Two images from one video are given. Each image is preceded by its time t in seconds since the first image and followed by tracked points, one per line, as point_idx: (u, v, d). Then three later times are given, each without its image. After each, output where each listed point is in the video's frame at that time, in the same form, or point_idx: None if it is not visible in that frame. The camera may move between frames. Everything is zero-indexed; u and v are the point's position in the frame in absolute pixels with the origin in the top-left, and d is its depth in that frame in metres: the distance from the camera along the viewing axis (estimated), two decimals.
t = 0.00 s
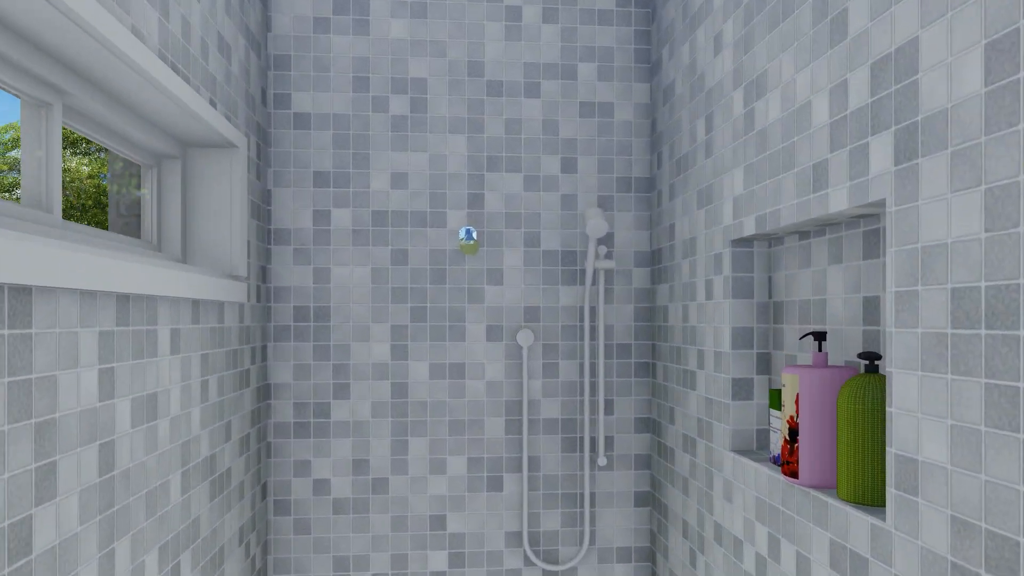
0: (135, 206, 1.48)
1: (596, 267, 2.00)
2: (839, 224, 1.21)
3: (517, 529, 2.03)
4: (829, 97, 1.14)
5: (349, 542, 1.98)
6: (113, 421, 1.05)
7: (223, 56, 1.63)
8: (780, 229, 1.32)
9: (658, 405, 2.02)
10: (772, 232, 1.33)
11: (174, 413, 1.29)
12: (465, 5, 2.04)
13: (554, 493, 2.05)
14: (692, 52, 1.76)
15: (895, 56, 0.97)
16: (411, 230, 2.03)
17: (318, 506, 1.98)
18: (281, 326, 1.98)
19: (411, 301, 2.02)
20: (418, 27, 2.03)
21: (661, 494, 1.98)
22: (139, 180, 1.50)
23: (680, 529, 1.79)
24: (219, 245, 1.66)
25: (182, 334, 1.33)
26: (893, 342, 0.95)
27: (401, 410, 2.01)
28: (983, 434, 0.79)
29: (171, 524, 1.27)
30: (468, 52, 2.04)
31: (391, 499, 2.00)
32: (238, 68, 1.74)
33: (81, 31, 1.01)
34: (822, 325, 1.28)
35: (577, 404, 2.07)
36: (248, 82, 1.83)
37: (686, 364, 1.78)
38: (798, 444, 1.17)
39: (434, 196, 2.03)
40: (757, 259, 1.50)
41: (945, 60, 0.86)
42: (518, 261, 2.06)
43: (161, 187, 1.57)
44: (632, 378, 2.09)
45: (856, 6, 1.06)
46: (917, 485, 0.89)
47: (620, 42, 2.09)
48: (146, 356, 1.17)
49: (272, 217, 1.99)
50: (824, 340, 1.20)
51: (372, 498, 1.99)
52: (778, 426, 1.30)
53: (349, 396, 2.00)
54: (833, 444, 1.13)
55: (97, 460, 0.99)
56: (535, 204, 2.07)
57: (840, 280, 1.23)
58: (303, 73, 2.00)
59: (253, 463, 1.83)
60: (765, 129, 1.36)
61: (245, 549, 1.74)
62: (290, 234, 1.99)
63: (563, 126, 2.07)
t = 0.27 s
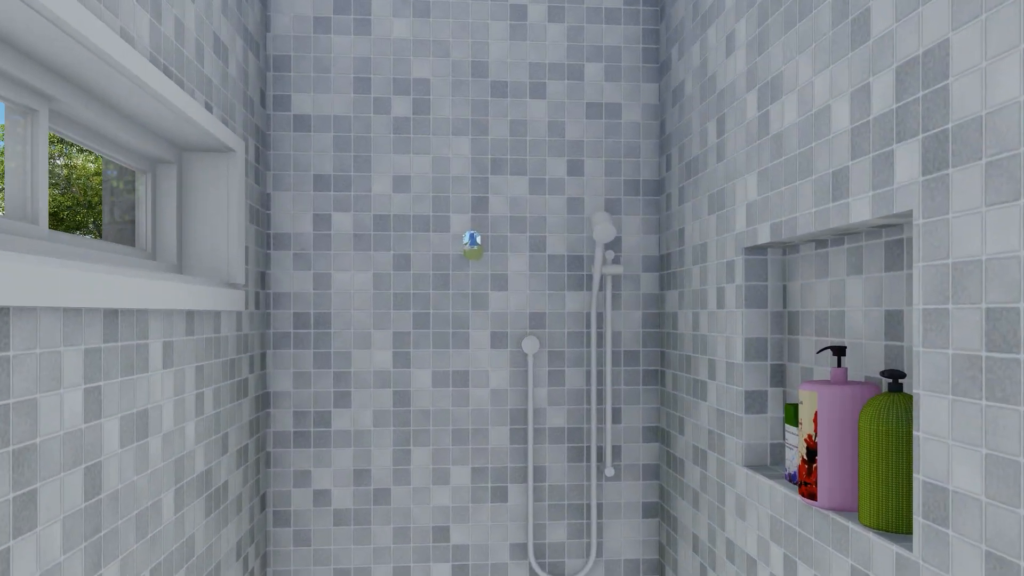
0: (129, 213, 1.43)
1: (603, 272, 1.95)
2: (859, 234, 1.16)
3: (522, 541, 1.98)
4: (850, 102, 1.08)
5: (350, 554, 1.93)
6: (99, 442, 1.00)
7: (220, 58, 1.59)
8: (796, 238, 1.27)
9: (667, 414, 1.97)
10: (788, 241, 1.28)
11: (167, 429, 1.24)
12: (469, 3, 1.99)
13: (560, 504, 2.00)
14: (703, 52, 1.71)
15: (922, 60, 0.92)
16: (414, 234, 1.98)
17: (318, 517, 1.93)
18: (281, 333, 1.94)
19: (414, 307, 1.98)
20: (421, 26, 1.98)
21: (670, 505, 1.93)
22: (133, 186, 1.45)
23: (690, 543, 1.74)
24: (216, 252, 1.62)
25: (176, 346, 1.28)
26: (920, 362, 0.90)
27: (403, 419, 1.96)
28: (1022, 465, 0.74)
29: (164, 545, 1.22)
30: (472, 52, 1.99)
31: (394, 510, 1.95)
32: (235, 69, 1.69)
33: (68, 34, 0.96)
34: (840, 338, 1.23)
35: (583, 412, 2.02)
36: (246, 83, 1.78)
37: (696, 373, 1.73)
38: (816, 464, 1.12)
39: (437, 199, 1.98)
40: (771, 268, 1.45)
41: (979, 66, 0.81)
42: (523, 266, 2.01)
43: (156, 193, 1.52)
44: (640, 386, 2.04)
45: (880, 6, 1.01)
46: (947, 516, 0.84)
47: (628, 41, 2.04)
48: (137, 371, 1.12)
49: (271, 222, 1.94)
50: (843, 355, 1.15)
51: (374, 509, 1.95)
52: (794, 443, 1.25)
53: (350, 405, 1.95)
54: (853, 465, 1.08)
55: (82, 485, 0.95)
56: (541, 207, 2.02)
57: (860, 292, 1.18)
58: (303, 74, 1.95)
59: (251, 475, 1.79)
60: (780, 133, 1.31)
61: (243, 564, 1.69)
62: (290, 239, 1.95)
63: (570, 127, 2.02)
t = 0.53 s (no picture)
0: (126, 216, 1.41)
1: (606, 275, 1.93)
2: (868, 238, 1.14)
3: (524, 546, 1.96)
4: (859, 104, 1.06)
5: (350, 560, 1.91)
6: (93, 452, 0.98)
7: (219, 59, 1.56)
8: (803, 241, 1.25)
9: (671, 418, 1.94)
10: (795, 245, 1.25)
11: (164, 437, 1.22)
12: (470, 2, 1.97)
13: (562, 509, 1.98)
14: (707, 52, 1.69)
15: (935, 61, 0.90)
16: (415, 236, 1.96)
17: (318, 522, 1.91)
18: (280, 336, 1.92)
19: (415, 310, 1.96)
20: (422, 26, 1.96)
21: (674, 510, 1.91)
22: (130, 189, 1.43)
23: (694, 549, 1.72)
24: (214, 255, 1.59)
25: (172, 352, 1.26)
26: (933, 372, 0.88)
27: (404, 423, 1.94)
28: None
29: (160, 554, 1.20)
30: (473, 52, 1.97)
31: (394, 515, 1.93)
32: (234, 70, 1.67)
33: (60, 36, 0.93)
34: (848, 344, 1.21)
35: (586, 416, 2.00)
36: (245, 84, 1.76)
37: (701, 378, 1.71)
38: (824, 473, 1.10)
39: (439, 201, 1.96)
40: (777, 272, 1.43)
41: (995, 68, 0.79)
42: (525, 268, 1.99)
43: (154, 195, 1.50)
44: (643, 389, 2.01)
45: (891, 6, 0.99)
46: (961, 530, 0.82)
47: (631, 41, 2.02)
48: (132, 378, 1.10)
49: (271, 224, 1.92)
50: (852, 361, 1.13)
51: (374, 514, 1.93)
52: (801, 450, 1.23)
53: (351, 409, 1.93)
54: (862, 474, 1.06)
55: (75, 497, 0.93)
56: (543, 209, 2.00)
57: (868, 298, 1.15)
58: (303, 74, 1.93)
59: (251, 480, 1.77)
60: (787, 135, 1.29)
61: (242, 570, 1.67)
62: (290, 241, 1.93)
63: (573, 128, 2.00)
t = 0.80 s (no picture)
0: (128, 214, 1.42)
1: (606, 274, 1.94)
2: (865, 237, 1.15)
3: (524, 543, 1.97)
4: (855, 103, 1.07)
5: (351, 557, 1.92)
6: (97, 448, 0.99)
7: (220, 58, 1.57)
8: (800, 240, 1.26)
9: (670, 417, 1.95)
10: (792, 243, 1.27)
11: (166, 433, 1.23)
12: (470, 3, 1.98)
13: (562, 507, 1.99)
14: (705, 53, 1.70)
15: (929, 60, 0.91)
16: (415, 236, 1.97)
17: (319, 520, 1.92)
18: (281, 335, 1.93)
19: (416, 309, 1.97)
20: (422, 26, 1.97)
21: (673, 508, 1.92)
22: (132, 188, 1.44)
23: (693, 547, 1.73)
24: (216, 253, 1.60)
25: (175, 349, 1.27)
26: (927, 367, 0.89)
27: (405, 421, 1.95)
28: None
29: (162, 549, 1.21)
30: (473, 52, 1.98)
31: (395, 513, 1.94)
32: (235, 70, 1.68)
33: (63, 34, 0.94)
34: (845, 342, 1.22)
35: (585, 414, 2.01)
36: (247, 84, 1.77)
37: (700, 376, 1.72)
38: (821, 469, 1.11)
39: (439, 200, 1.97)
40: (775, 270, 1.44)
41: (988, 67, 0.80)
42: (525, 267, 2.00)
43: (156, 194, 1.51)
44: (642, 388, 2.02)
45: (887, 6, 1.00)
46: (955, 523, 0.83)
47: (630, 41, 2.03)
48: (135, 375, 1.11)
49: (272, 223, 1.93)
50: (848, 358, 1.14)
51: (375, 512, 1.94)
52: (799, 447, 1.24)
53: (351, 407, 1.94)
54: (859, 470, 1.07)
55: (79, 491, 0.94)
56: (542, 208, 2.01)
57: (865, 295, 1.17)
58: (304, 75, 1.94)
59: (252, 477, 1.78)
60: (785, 134, 1.30)
61: (243, 567, 1.68)
62: (291, 240, 1.94)
63: (572, 128, 2.01)
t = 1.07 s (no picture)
0: (137, 209, 1.46)
1: (602, 269, 1.98)
2: (851, 229, 1.19)
3: (522, 534, 2.01)
4: (841, 99, 1.11)
5: (353, 547, 1.96)
6: (112, 430, 1.03)
7: (226, 57, 1.62)
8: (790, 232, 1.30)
9: (665, 410, 1.99)
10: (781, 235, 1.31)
11: (176, 420, 1.27)
12: (470, 5, 2.02)
13: (560, 498, 2.03)
14: (699, 53, 1.74)
15: (909, 57, 0.95)
16: (416, 232, 2.01)
17: (322, 510, 1.96)
18: (285, 329, 1.97)
19: (416, 304, 2.01)
20: (423, 27, 2.01)
21: (668, 499, 1.96)
22: (141, 184, 1.48)
23: (687, 535, 1.77)
24: (222, 248, 1.64)
25: (183, 339, 1.31)
26: (908, 350, 0.93)
27: (406, 413, 1.99)
28: (1002, 446, 0.76)
29: (172, 532, 1.25)
30: (473, 52, 2.02)
31: (396, 504, 1.98)
32: (241, 69, 1.73)
33: (75, 31, 0.99)
34: (833, 331, 1.26)
35: (583, 407, 2.05)
36: (251, 83, 1.81)
37: (694, 368, 1.76)
38: (809, 452, 1.15)
39: (439, 197, 2.02)
40: (766, 263, 1.48)
41: (963, 62, 0.84)
42: (523, 263, 2.04)
43: (164, 190, 1.55)
44: (638, 382, 2.07)
45: (870, 6, 1.04)
46: (933, 498, 0.87)
47: (627, 42, 2.07)
48: (147, 362, 1.15)
49: (276, 220, 1.97)
50: (835, 346, 1.18)
51: (376, 503, 1.97)
52: (788, 433, 1.28)
53: (353, 400, 1.98)
54: (845, 452, 1.11)
55: (95, 471, 0.98)
56: (540, 205, 2.05)
57: (851, 286, 1.21)
58: (307, 75, 1.98)
59: (256, 468, 1.82)
60: (775, 131, 1.34)
61: (248, 555, 1.72)
62: (294, 237, 1.98)
63: (569, 127, 2.05)
